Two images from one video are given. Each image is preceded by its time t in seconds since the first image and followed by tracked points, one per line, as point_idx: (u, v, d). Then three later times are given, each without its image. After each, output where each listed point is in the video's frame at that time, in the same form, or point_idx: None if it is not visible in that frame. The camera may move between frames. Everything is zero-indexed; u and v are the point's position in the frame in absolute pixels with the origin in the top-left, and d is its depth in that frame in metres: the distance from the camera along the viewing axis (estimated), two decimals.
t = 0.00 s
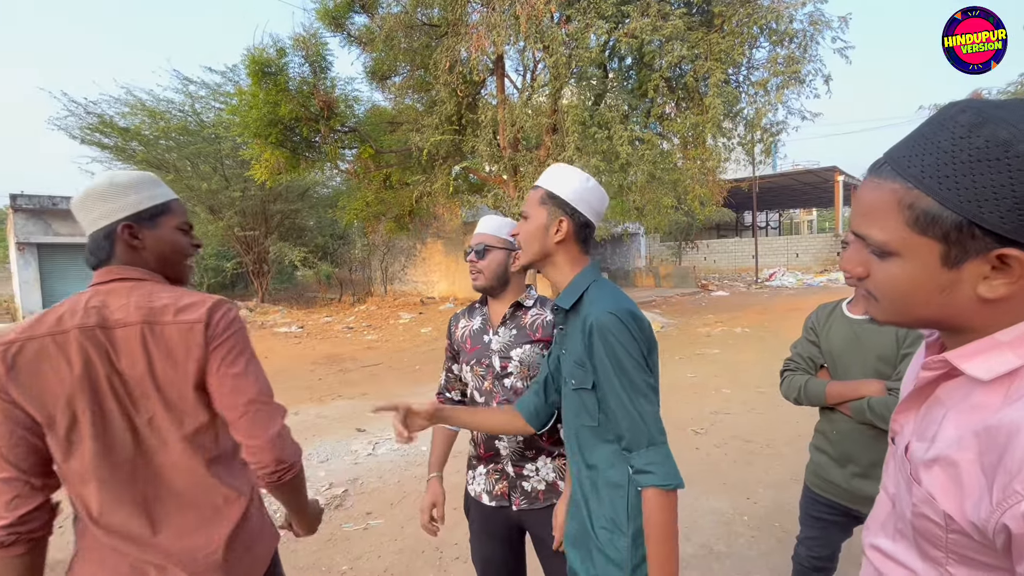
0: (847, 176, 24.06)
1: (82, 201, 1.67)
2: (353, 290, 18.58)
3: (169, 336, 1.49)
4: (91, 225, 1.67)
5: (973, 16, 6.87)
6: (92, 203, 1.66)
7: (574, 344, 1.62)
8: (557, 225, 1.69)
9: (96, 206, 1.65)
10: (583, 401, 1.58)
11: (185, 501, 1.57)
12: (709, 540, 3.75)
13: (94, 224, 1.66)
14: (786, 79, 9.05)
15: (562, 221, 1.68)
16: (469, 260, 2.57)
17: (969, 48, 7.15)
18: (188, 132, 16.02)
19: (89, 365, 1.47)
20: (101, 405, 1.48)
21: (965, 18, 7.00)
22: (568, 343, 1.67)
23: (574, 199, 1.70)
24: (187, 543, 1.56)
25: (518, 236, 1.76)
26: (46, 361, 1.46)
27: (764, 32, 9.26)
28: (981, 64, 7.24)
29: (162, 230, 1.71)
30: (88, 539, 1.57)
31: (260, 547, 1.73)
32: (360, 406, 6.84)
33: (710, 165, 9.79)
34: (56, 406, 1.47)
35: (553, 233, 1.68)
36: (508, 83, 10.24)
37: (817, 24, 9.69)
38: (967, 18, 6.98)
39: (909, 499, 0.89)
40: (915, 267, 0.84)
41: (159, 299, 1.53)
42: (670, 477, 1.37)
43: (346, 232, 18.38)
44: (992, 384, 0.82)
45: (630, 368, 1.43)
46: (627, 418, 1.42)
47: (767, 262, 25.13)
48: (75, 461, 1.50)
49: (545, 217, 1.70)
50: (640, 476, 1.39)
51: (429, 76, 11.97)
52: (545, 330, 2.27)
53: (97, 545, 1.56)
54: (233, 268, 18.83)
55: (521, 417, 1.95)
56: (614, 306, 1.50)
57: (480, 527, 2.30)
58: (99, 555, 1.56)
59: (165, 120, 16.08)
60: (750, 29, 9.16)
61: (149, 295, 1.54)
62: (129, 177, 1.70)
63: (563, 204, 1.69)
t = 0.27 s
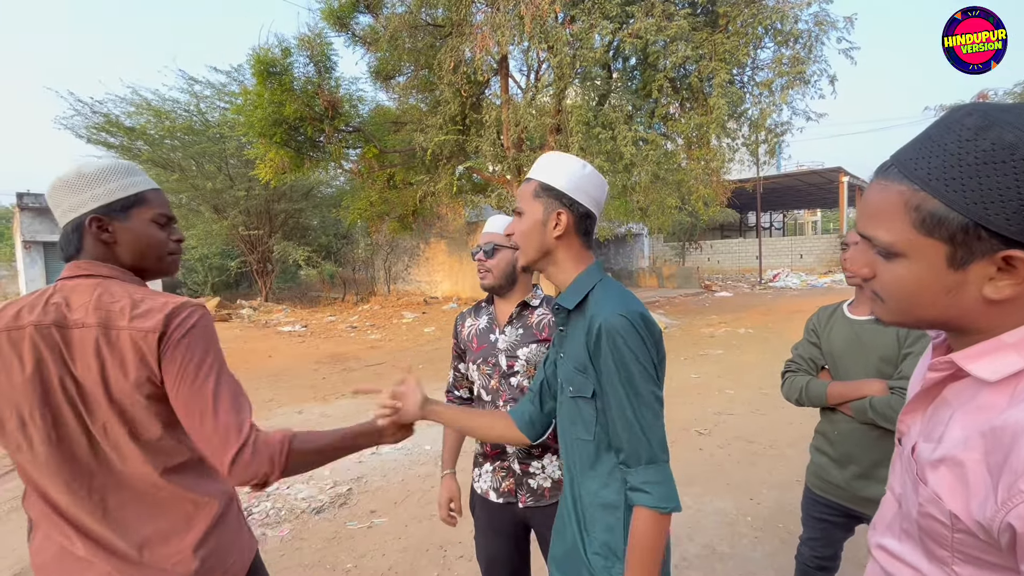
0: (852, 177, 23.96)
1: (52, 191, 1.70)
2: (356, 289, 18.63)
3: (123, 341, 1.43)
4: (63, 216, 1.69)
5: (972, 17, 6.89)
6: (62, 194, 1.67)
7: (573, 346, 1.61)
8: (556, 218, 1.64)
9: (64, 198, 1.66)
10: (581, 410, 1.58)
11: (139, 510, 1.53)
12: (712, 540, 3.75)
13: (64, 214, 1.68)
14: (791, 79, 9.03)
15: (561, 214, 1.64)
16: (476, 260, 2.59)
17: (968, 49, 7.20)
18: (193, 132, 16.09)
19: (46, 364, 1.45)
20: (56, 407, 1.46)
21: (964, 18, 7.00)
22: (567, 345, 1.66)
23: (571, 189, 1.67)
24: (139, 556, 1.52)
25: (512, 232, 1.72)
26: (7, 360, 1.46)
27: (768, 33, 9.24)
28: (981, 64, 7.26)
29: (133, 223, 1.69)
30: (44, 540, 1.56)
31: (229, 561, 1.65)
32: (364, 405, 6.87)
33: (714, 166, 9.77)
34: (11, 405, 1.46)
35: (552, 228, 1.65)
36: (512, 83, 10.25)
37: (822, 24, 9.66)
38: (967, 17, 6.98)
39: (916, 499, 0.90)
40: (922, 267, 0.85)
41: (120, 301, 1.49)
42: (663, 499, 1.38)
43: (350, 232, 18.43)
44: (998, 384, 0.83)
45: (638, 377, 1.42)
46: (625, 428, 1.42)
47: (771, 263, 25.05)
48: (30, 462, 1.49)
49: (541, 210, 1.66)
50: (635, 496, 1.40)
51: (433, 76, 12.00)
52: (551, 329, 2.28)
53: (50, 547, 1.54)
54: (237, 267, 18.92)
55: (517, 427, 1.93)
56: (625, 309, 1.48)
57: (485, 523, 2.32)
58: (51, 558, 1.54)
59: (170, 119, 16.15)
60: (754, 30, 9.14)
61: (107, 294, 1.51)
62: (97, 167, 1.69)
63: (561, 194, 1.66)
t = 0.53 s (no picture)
0: (853, 179, 23.98)
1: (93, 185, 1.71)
2: (357, 288, 18.66)
3: (158, 345, 1.49)
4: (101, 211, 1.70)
5: (973, 17, 6.91)
6: (100, 189, 1.68)
7: (577, 353, 1.60)
8: (562, 214, 1.64)
9: (102, 195, 1.67)
10: (580, 422, 1.55)
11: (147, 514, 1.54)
12: (712, 540, 3.77)
13: (102, 210, 1.69)
14: (792, 81, 9.05)
15: (566, 209, 1.63)
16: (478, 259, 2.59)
17: (968, 49, 7.25)
18: (194, 130, 16.10)
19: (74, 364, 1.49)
20: (80, 407, 1.49)
21: (962, 18, 7.04)
22: (570, 352, 1.66)
23: (578, 182, 1.66)
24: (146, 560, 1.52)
25: (516, 229, 1.72)
26: (34, 358, 1.49)
27: (770, 35, 9.26)
28: (981, 64, 7.32)
29: (169, 223, 1.70)
30: (51, 540, 1.56)
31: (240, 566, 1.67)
32: (365, 404, 6.88)
33: (715, 167, 9.77)
34: (35, 402, 1.49)
35: (558, 225, 1.64)
36: (514, 83, 10.26)
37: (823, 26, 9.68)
38: (964, 17, 7.02)
39: (916, 497, 0.92)
40: (923, 269, 0.86)
41: (150, 304, 1.54)
42: (653, 536, 1.32)
43: (351, 231, 18.45)
44: (997, 384, 0.84)
45: (642, 394, 1.37)
46: (622, 446, 1.38)
47: (771, 264, 25.07)
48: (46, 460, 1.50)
49: (546, 206, 1.67)
50: (626, 523, 1.35)
51: (435, 76, 12.03)
52: (550, 328, 2.29)
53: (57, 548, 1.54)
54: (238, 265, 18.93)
55: (527, 446, 1.84)
56: (635, 321, 1.42)
57: (484, 521, 2.34)
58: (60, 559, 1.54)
59: (172, 118, 16.17)
60: (756, 32, 9.16)
61: (137, 298, 1.56)
62: (138, 164, 1.68)
63: (567, 188, 1.65)
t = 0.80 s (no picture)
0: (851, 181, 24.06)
1: (176, 186, 1.71)
2: (355, 287, 18.65)
3: (231, 350, 1.48)
4: (182, 211, 1.70)
5: (973, 16, 6.99)
6: (184, 189, 1.68)
7: (567, 363, 1.53)
8: (546, 216, 1.56)
9: (187, 194, 1.67)
10: (570, 435, 1.49)
11: (200, 518, 1.50)
12: (708, 540, 3.79)
13: (185, 210, 1.69)
14: (791, 83, 9.09)
15: (551, 210, 1.56)
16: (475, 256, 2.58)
17: (969, 49, 7.32)
18: (192, 128, 16.07)
19: (144, 360, 1.47)
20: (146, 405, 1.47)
21: (961, 18, 7.12)
22: (561, 360, 1.59)
23: (563, 180, 1.57)
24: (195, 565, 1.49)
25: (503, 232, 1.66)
26: (103, 351, 1.48)
27: (769, 37, 9.29)
28: (980, 64, 7.37)
29: (247, 228, 1.71)
30: (105, 537, 1.54)
31: None
32: (362, 403, 6.89)
33: (714, 168, 9.80)
34: (103, 395, 1.47)
35: (543, 227, 1.57)
36: (513, 83, 10.27)
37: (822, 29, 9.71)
38: (963, 16, 7.10)
39: (908, 497, 0.93)
40: (918, 272, 0.88)
41: (223, 309, 1.52)
42: (654, 561, 1.27)
43: (349, 230, 18.44)
44: (989, 387, 0.86)
45: (633, 413, 1.29)
46: (615, 469, 1.31)
47: (769, 266, 25.15)
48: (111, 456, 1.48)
49: (531, 207, 1.60)
50: (622, 548, 1.30)
51: (434, 75, 12.04)
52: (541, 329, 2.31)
53: (111, 547, 1.52)
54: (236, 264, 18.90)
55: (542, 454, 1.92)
56: (627, 336, 1.34)
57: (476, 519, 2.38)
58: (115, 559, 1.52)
59: (171, 115, 16.14)
60: (755, 34, 9.19)
61: (209, 300, 1.54)
62: (226, 167, 1.71)
63: (552, 187, 1.58)
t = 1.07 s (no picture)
0: (845, 182, 24.21)
1: (238, 183, 1.55)
2: (350, 285, 18.58)
3: (303, 357, 1.33)
4: (242, 210, 1.55)
5: (972, 16, 7.00)
6: (250, 188, 1.54)
7: (548, 368, 1.50)
8: (523, 218, 1.49)
9: (254, 194, 1.53)
10: (555, 438, 1.46)
11: (244, 535, 1.31)
12: (701, 539, 3.81)
13: (247, 210, 1.54)
14: (785, 85, 9.12)
15: (528, 211, 1.48)
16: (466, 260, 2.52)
17: (968, 49, 7.28)
18: (186, 124, 15.95)
19: (202, 355, 1.29)
20: (200, 404, 1.29)
21: (962, 16, 7.10)
22: (544, 362, 1.54)
23: (538, 181, 1.49)
24: None
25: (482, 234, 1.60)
26: (157, 338, 1.28)
27: (764, 38, 9.32)
28: (980, 64, 7.29)
29: (308, 234, 1.60)
30: (129, 549, 1.31)
31: None
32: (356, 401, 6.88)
33: (708, 168, 9.82)
34: (156, 389, 1.28)
35: (521, 230, 1.50)
36: (509, 81, 10.26)
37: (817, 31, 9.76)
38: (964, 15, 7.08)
39: (900, 495, 0.95)
40: (916, 271, 0.89)
41: (289, 311, 1.37)
42: (633, 564, 1.23)
43: (344, 228, 18.37)
44: (980, 386, 0.87)
45: (610, 415, 1.26)
46: (596, 473, 1.29)
47: (763, 266, 25.28)
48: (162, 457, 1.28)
49: (508, 209, 1.53)
50: (602, 550, 1.27)
51: (430, 73, 12.01)
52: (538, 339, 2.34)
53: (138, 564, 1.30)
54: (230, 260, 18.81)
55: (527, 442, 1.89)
56: (603, 338, 1.30)
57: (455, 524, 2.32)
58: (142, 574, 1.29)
59: (164, 110, 16.01)
60: (751, 35, 9.22)
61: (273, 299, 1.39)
62: (297, 173, 1.59)
63: (528, 189, 1.50)
